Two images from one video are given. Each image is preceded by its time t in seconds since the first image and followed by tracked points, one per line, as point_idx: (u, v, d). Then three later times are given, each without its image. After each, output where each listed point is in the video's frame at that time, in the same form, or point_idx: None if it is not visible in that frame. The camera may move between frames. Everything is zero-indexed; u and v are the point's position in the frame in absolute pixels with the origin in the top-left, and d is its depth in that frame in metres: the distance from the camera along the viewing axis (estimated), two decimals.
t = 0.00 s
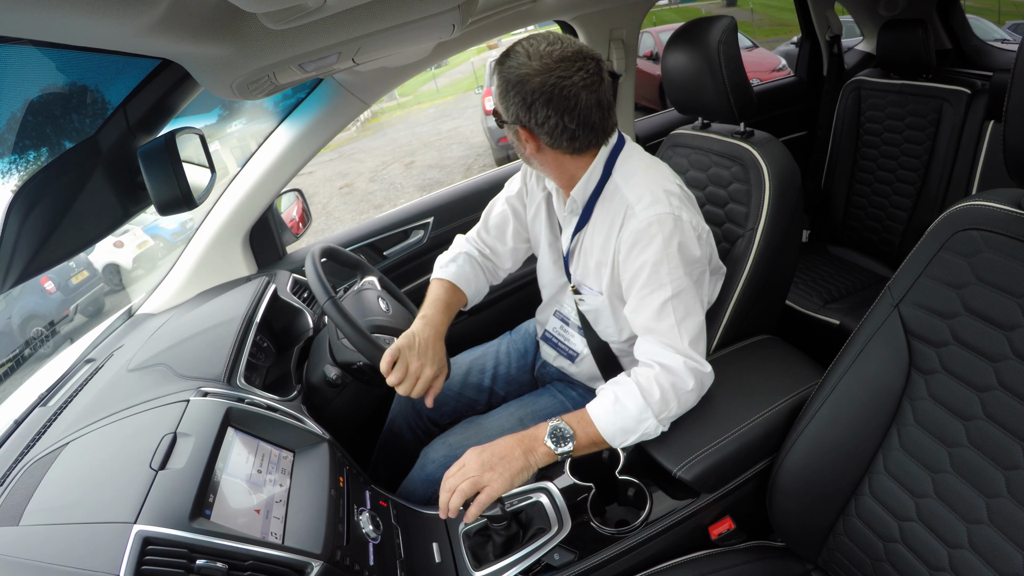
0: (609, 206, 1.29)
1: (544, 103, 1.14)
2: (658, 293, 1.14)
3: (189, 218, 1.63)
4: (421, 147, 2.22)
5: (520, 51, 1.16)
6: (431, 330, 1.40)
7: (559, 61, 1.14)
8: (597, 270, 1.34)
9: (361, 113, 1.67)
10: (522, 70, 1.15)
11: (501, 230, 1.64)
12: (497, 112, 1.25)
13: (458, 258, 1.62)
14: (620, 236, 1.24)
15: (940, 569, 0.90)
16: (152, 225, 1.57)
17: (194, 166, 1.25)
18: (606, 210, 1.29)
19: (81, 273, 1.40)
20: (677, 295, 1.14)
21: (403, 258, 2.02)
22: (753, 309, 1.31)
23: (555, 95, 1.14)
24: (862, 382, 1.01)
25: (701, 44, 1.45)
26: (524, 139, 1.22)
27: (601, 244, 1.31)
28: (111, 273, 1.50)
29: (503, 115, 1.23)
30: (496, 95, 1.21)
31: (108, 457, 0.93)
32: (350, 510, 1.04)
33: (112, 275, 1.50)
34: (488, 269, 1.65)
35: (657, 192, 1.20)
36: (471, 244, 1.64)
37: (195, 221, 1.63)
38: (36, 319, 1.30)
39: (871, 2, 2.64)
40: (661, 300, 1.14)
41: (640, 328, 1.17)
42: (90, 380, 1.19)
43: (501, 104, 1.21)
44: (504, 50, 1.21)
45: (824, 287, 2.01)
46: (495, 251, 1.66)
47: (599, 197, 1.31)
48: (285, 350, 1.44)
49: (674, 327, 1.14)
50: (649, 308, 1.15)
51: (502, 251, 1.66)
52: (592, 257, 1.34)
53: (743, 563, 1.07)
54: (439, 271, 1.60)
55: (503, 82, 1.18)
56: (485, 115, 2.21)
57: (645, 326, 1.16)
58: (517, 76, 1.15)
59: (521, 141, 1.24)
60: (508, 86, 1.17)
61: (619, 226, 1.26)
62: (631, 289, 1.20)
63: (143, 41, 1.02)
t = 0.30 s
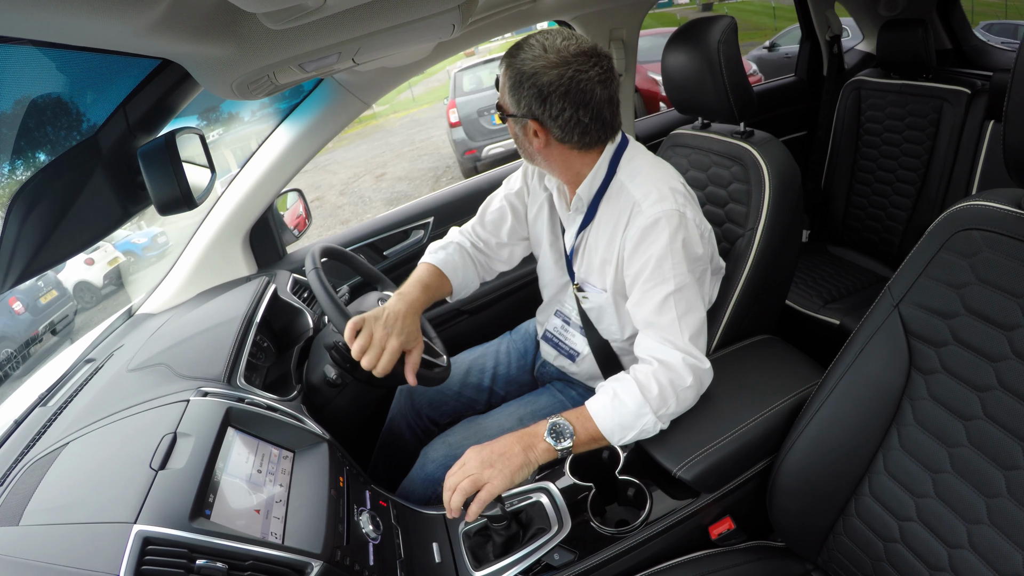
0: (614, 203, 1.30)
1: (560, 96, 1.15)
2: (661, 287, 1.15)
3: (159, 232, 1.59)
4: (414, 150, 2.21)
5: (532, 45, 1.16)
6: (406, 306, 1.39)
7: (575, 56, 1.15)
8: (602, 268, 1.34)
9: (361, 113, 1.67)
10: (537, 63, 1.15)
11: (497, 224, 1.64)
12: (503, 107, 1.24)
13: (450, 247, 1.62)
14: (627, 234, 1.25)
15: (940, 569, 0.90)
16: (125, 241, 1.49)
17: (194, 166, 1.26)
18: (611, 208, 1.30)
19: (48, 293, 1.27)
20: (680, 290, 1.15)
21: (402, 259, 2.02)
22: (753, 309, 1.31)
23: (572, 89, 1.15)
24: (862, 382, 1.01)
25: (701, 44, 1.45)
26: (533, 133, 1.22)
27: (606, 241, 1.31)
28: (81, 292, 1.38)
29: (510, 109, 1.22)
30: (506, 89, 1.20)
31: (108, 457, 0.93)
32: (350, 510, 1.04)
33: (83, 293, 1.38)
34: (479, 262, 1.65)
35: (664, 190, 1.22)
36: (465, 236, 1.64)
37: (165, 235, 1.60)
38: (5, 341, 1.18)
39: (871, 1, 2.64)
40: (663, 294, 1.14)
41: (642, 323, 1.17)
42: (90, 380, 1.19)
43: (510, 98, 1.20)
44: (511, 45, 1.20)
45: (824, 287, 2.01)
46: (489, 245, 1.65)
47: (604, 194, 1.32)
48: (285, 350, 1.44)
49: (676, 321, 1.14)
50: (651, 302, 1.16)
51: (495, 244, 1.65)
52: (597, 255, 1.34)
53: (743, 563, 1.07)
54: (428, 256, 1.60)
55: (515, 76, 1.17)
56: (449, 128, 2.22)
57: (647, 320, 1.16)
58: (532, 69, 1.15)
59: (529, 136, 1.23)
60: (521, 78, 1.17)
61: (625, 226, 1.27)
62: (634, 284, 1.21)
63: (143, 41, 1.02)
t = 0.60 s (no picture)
0: (620, 203, 1.30)
1: (575, 89, 1.16)
2: (667, 286, 1.15)
3: (132, 248, 1.57)
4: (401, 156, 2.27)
5: (546, 39, 1.17)
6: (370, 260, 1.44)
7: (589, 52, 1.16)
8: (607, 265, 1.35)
9: (361, 114, 1.68)
10: (552, 57, 1.16)
11: (492, 204, 1.66)
12: (514, 100, 1.25)
13: (436, 217, 1.65)
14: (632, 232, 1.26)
15: (940, 569, 0.90)
16: (100, 255, 1.45)
17: (193, 166, 1.26)
18: (620, 205, 1.30)
19: (21, 313, 1.22)
20: (685, 289, 1.15)
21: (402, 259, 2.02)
22: (753, 309, 1.31)
23: (586, 84, 1.16)
24: (863, 382, 1.01)
25: (701, 43, 1.45)
26: (544, 128, 1.23)
27: (611, 239, 1.32)
28: (53, 310, 1.31)
29: (522, 104, 1.22)
30: (518, 83, 1.21)
31: (108, 457, 0.93)
32: (350, 510, 1.04)
33: (57, 312, 1.32)
34: (467, 238, 1.67)
35: (671, 188, 1.22)
36: (456, 209, 1.68)
37: (138, 250, 1.59)
38: None
39: (871, 2, 2.64)
40: (669, 293, 1.15)
41: (646, 321, 1.18)
42: (90, 380, 1.19)
43: (521, 92, 1.21)
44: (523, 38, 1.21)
45: (825, 287, 2.01)
46: (480, 225, 1.68)
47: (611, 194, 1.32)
48: (285, 350, 1.44)
49: (681, 320, 1.14)
50: (656, 301, 1.16)
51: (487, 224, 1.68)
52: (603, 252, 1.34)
53: (743, 563, 1.07)
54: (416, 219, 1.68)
55: (529, 70, 1.18)
56: (415, 139, 2.29)
57: (652, 319, 1.17)
58: (545, 62, 1.16)
59: (540, 131, 1.24)
60: (533, 72, 1.18)
61: (631, 224, 1.27)
62: (639, 282, 1.21)
63: (143, 41, 1.02)
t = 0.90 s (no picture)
0: (632, 204, 1.30)
1: (603, 97, 1.17)
2: (679, 288, 1.16)
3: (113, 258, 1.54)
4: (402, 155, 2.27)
5: (569, 44, 1.17)
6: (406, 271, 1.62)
7: (615, 58, 1.18)
8: (621, 264, 1.34)
9: (361, 114, 1.67)
10: (578, 63, 1.16)
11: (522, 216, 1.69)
12: (534, 106, 1.25)
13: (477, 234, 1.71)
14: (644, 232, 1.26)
15: (940, 569, 0.90)
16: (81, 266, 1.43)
17: (193, 166, 1.26)
18: (632, 207, 1.30)
19: None
20: (697, 292, 1.15)
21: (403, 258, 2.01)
22: (753, 309, 1.31)
23: (613, 90, 1.18)
24: (863, 382, 1.01)
25: (701, 43, 1.45)
26: (566, 134, 1.24)
27: (623, 239, 1.32)
28: (32, 324, 1.29)
29: (544, 110, 1.23)
30: (540, 89, 1.21)
31: (108, 457, 0.93)
32: (350, 509, 1.04)
33: (37, 325, 1.30)
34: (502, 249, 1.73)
35: (685, 191, 1.22)
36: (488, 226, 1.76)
37: (117, 261, 1.58)
38: None
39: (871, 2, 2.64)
40: (681, 296, 1.15)
41: (655, 323, 1.18)
42: (90, 380, 1.19)
43: (544, 98, 1.21)
44: (542, 43, 1.21)
45: (825, 287, 2.01)
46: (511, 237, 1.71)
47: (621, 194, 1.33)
48: (285, 350, 1.43)
49: (692, 323, 1.14)
50: (668, 303, 1.16)
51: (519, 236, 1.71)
52: (616, 251, 1.34)
53: (743, 563, 1.07)
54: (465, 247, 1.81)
55: (553, 77, 1.18)
56: (387, 148, 2.25)
57: (662, 321, 1.16)
58: (572, 68, 1.16)
59: (562, 137, 1.25)
60: (558, 78, 1.18)
61: (644, 223, 1.27)
62: (650, 284, 1.21)
63: (143, 41, 1.02)
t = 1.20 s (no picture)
0: (642, 200, 1.31)
1: (643, 84, 1.26)
2: (686, 278, 1.17)
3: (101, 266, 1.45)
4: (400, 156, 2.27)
5: (601, 36, 1.23)
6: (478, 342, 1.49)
7: (642, 49, 1.26)
8: (632, 259, 1.33)
9: (361, 114, 1.68)
10: (616, 52, 1.23)
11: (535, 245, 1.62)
12: (563, 102, 1.26)
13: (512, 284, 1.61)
14: (655, 224, 1.26)
15: (940, 569, 0.90)
16: (68, 275, 1.34)
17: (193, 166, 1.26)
18: (642, 203, 1.31)
19: None
20: (704, 283, 1.16)
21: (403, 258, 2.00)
22: (753, 309, 1.31)
23: (649, 78, 1.27)
24: (863, 382, 1.01)
25: (701, 43, 1.45)
26: (600, 127, 1.26)
27: (634, 235, 1.32)
28: (20, 334, 1.21)
29: (578, 103, 1.25)
30: (575, 82, 1.23)
31: (108, 457, 0.93)
32: (350, 509, 1.04)
33: (24, 336, 1.23)
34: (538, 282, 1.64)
35: (694, 182, 1.23)
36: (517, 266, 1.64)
37: (106, 269, 1.49)
38: None
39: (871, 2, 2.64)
40: (688, 286, 1.16)
41: (660, 312, 1.19)
42: (90, 380, 1.19)
43: (578, 91, 1.24)
44: (569, 39, 1.24)
45: (825, 287, 2.01)
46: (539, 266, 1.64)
47: (629, 192, 1.34)
48: (285, 351, 1.44)
49: (698, 314, 1.15)
50: (675, 292, 1.17)
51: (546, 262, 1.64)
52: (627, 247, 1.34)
53: (743, 563, 1.07)
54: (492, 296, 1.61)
55: (591, 67, 1.22)
56: (367, 158, 2.19)
57: (669, 309, 1.18)
58: (612, 57, 1.22)
59: (596, 130, 1.27)
60: (597, 68, 1.22)
61: (655, 215, 1.27)
62: (658, 276, 1.22)
63: (143, 41, 1.02)
